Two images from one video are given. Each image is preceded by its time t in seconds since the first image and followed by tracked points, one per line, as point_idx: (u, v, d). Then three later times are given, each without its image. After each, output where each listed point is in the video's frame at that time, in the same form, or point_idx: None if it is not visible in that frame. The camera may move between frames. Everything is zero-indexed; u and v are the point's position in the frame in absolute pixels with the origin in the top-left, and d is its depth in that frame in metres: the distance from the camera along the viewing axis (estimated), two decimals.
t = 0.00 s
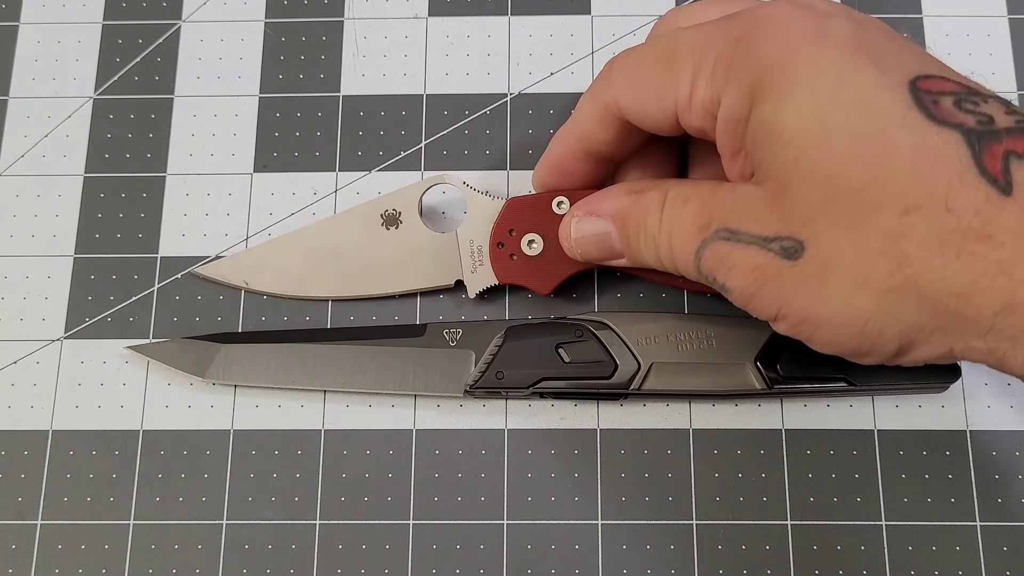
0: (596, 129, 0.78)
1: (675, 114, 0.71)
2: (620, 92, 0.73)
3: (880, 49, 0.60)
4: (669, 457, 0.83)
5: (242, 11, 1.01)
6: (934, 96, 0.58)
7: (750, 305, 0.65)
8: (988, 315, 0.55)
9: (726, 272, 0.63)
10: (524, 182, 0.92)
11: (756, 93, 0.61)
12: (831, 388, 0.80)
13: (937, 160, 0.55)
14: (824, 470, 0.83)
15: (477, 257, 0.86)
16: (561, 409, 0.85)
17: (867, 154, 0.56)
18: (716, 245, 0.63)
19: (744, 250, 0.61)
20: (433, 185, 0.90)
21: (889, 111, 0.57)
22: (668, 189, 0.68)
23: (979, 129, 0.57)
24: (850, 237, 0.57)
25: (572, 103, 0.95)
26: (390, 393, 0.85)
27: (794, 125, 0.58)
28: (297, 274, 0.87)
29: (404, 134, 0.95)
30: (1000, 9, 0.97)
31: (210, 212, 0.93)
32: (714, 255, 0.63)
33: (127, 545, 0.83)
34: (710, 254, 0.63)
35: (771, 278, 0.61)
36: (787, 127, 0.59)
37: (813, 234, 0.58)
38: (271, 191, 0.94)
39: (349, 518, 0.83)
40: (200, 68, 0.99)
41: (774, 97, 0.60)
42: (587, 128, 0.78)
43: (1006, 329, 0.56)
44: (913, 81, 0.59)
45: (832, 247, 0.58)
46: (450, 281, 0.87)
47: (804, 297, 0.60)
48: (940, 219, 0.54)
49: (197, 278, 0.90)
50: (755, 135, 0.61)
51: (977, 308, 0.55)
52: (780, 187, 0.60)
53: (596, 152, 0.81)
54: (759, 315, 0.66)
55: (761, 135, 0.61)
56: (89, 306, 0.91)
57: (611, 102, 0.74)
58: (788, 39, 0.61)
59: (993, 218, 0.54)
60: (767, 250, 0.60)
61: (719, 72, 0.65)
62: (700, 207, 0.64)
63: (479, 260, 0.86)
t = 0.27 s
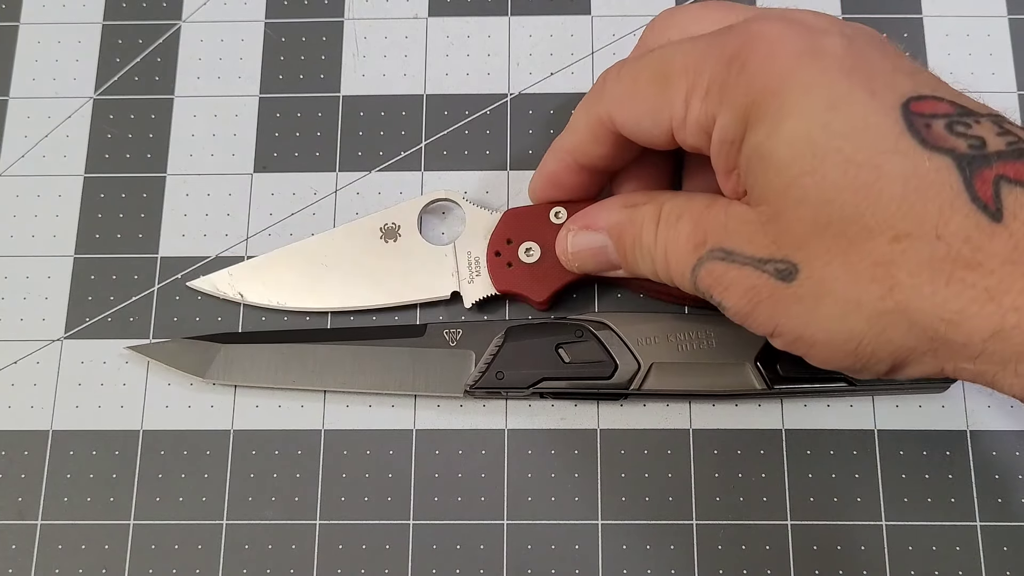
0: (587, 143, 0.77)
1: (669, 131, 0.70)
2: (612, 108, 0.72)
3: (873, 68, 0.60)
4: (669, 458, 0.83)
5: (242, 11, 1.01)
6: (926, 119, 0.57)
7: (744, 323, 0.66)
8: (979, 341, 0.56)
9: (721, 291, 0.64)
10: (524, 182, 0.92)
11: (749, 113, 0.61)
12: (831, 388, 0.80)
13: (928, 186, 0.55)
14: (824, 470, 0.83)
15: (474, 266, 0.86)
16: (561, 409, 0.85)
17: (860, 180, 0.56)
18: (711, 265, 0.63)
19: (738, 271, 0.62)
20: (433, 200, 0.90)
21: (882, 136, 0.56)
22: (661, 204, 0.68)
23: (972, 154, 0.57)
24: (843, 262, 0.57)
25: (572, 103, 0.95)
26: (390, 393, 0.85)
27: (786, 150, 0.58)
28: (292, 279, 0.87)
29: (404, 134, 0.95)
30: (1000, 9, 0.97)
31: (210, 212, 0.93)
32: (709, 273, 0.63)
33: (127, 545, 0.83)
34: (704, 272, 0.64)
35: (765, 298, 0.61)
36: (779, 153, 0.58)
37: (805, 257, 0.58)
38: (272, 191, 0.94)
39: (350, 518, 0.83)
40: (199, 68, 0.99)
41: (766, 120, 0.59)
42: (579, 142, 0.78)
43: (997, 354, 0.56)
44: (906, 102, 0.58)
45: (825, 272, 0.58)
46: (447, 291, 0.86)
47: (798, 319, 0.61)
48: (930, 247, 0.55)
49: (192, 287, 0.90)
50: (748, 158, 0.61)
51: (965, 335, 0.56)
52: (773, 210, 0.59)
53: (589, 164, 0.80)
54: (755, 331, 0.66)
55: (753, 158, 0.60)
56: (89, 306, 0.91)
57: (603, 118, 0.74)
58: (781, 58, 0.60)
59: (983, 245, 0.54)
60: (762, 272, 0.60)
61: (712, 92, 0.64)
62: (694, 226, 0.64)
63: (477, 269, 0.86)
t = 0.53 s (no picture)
0: (584, 144, 0.78)
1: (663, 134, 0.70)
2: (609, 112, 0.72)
3: (867, 74, 0.60)
4: (669, 458, 0.83)
5: (242, 11, 1.01)
6: (920, 125, 0.57)
7: (740, 326, 0.66)
8: (971, 347, 0.55)
9: (716, 295, 0.64)
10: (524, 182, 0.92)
11: (743, 119, 0.61)
12: (830, 387, 0.80)
13: (921, 193, 0.55)
14: (824, 470, 0.83)
15: (471, 266, 0.86)
16: (561, 409, 0.85)
17: (852, 187, 0.56)
18: (706, 269, 0.63)
19: (732, 275, 0.62)
20: (428, 199, 0.90)
21: (875, 143, 0.56)
22: (657, 207, 0.68)
23: (965, 160, 0.57)
24: (836, 269, 0.57)
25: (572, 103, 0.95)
26: (391, 393, 0.85)
27: (778, 158, 0.58)
28: (291, 280, 0.87)
29: (404, 134, 0.95)
30: (1000, 9, 0.97)
31: (210, 212, 0.93)
32: (704, 277, 0.64)
33: (127, 545, 0.83)
34: (699, 276, 0.64)
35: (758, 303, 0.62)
36: (772, 159, 0.59)
37: (799, 263, 0.59)
38: (272, 191, 0.94)
39: (350, 518, 0.83)
40: (199, 68, 0.99)
41: (759, 127, 0.59)
42: (575, 143, 0.78)
43: (989, 360, 0.55)
44: (900, 108, 0.58)
45: (817, 278, 0.58)
46: (443, 291, 0.86)
47: (792, 323, 0.61)
48: (922, 254, 0.55)
49: (189, 282, 0.90)
50: (742, 164, 0.61)
51: (958, 343, 0.55)
52: (767, 215, 0.60)
53: (585, 164, 0.80)
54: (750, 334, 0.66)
55: (747, 165, 0.61)
56: (89, 306, 0.91)
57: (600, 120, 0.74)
58: (774, 64, 0.60)
59: (976, 253, 0.54)
60: (755, 276, 0.61)
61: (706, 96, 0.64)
62: (689, 230, 0.64)
63: (473, 269, 0.86)
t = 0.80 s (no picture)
0: (575, 144, 0.77)
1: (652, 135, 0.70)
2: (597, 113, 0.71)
3: (854, 74, 0.59)
4: (668, 458, 0.83)
5: (242, 11, 1.01)
6: (907, 127, 0.57)
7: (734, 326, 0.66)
8: (960, 351, 0.56)
9: (710, 296, 0.64)
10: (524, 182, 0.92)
11: (731, 123, 0.60)
12: (830, 387, 0.80)
13: (908, 199, 0.55)
14: (824, 469, 0.83)
15: (466, 263, 0.87)
16: (561, 409, 0.85)
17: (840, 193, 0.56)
18: (700, 271, 0.63)
19: (725, 277, 0.62)
20: (423, 198, 0.90)
21: (862, 148, 0.56)
22: (649, 209, 0.68)
23: (952, 164, 0.56)
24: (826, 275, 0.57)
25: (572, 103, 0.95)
26: (391, 393, 0.86)
27: (766, 163, 0.58)
28: (288, 280, 0.87)
29: (404, 134, 0.95)
30: (1000, 9, 0.97)
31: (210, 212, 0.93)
32: (697, 279, 0.64)
33: (127, 545, 0.83)
34: (692, 277, 0.64)
35: (751, 304, 0.62)
36: (760, 165, 0.58)
37: (789, 268, 0.59)
38: (272, 191, 0.94)
39: (350, 517, 0.83)
40: (199, 68, 0.99)
41: (747, 131, 0.59)
42: (565, 142, 0.78)
43: (978, 364, 0.56)
44: (887, 111, 0.57)
45: (808, 283, 0.58)
46: (439, 290, 0.86)
47: (784, 324, 0.61)
48: (910, 262, 0.55)
49: (185, 287, 0.90)
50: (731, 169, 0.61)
51: (947, 346, 0.56)
52: (758, 220, 0.59)
53: (577, 162, 0.80)
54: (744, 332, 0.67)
55: (735, 170, 0.60)
56: (89, 306, 0.91)
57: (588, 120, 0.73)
58: (761, 68, 0.59)
59: (962, 259, 0.54)
60: (748, 279, 0.61)
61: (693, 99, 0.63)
62: (681, 233, 0.64)
63: (468, 266, 0.86)
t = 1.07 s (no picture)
0: (573, 137, 0.77)
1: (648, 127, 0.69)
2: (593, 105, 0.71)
3: (849, 66, 0.59)
4: (669, 458, 0.83)
5: (242, 11, 1.01)
6: (905, 118, 0.57)
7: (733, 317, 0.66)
8: (959, 341, 0.57)
9: (710, 288, 0.64)
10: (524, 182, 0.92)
11: (727, 118, 0.60)
12: (831, 388, 0.80)
13: (907, 190, 0.55)
14: (824, 469, 0.83)
15: (466, 257, 0.87)
16: (561, 409, 0.85)
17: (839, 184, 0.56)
18: (700, 263, 0.63)
19: (726, 271, 0.62)
20: (422, 192, 0.90)
21: (860, 139, 0.56)
22: (648, 203, 0.68)
23: (951, 154, 0.56)
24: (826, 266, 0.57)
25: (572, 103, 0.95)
26: (391, 393, 0.85)
27: (765, 158, 0.57)
28: (288, 280, 0.87)
29: (404, 134, 0.95)
30: (1000, 9, 0.97)
31: (210, 212, 0.93)
32: (698, 272, 0.64)
33: (127, 545, 0.83)
34: (693, 271, 0.64)
35: (752, 298, 0.62)
36: (760, 157, 0.58)
37: (790, 261, 0.59)
38: (272, 191, 0.94)
39: (350, 517, 0.83)
40: (200, 68, 0.99)
41: (744, 126, 0.58)
42: (561, 134, 0.77)
43: (977, 353, 0.57)
44: (885, 102, 0.57)
45: (808, 275, 0.58)
46: (440, 282, 0.86)
47: (784, 316, 0.62)
48: (910, 253, 0.55)
49: (187, 287, 0.90)
50: (729, 162, 0.61)
51: (947, 335, 0.57)
52: (758, 214, 0.59)
53: (574, 154, 0.80)
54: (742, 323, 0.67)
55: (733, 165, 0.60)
56: (89, 306, 0.91)
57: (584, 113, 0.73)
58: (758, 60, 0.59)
59: (962, 250, 0.54)
60: (748, 271, 0.61)
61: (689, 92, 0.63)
62: (681, 225, 0.64)
63: (469, 259, 0.86)
